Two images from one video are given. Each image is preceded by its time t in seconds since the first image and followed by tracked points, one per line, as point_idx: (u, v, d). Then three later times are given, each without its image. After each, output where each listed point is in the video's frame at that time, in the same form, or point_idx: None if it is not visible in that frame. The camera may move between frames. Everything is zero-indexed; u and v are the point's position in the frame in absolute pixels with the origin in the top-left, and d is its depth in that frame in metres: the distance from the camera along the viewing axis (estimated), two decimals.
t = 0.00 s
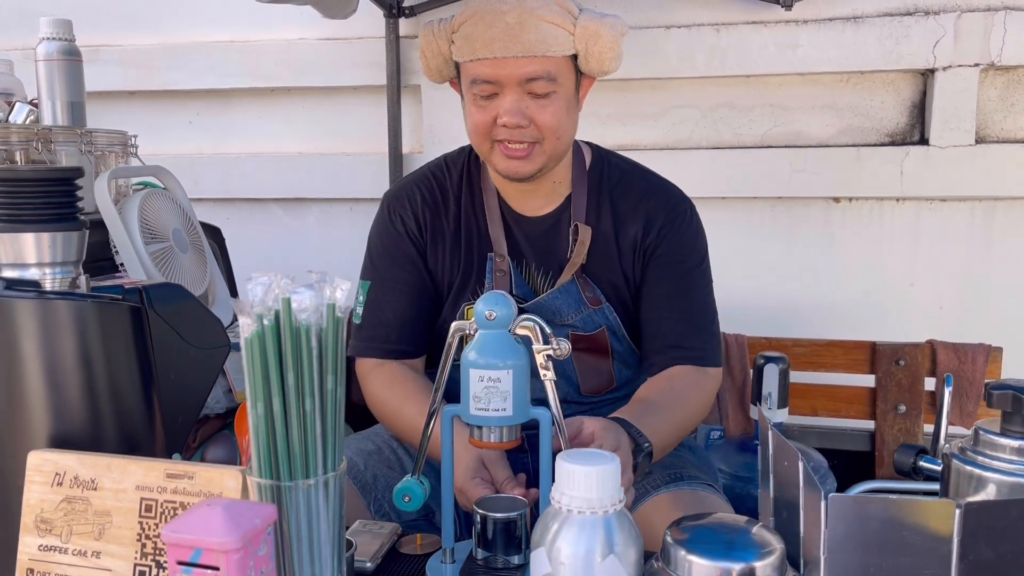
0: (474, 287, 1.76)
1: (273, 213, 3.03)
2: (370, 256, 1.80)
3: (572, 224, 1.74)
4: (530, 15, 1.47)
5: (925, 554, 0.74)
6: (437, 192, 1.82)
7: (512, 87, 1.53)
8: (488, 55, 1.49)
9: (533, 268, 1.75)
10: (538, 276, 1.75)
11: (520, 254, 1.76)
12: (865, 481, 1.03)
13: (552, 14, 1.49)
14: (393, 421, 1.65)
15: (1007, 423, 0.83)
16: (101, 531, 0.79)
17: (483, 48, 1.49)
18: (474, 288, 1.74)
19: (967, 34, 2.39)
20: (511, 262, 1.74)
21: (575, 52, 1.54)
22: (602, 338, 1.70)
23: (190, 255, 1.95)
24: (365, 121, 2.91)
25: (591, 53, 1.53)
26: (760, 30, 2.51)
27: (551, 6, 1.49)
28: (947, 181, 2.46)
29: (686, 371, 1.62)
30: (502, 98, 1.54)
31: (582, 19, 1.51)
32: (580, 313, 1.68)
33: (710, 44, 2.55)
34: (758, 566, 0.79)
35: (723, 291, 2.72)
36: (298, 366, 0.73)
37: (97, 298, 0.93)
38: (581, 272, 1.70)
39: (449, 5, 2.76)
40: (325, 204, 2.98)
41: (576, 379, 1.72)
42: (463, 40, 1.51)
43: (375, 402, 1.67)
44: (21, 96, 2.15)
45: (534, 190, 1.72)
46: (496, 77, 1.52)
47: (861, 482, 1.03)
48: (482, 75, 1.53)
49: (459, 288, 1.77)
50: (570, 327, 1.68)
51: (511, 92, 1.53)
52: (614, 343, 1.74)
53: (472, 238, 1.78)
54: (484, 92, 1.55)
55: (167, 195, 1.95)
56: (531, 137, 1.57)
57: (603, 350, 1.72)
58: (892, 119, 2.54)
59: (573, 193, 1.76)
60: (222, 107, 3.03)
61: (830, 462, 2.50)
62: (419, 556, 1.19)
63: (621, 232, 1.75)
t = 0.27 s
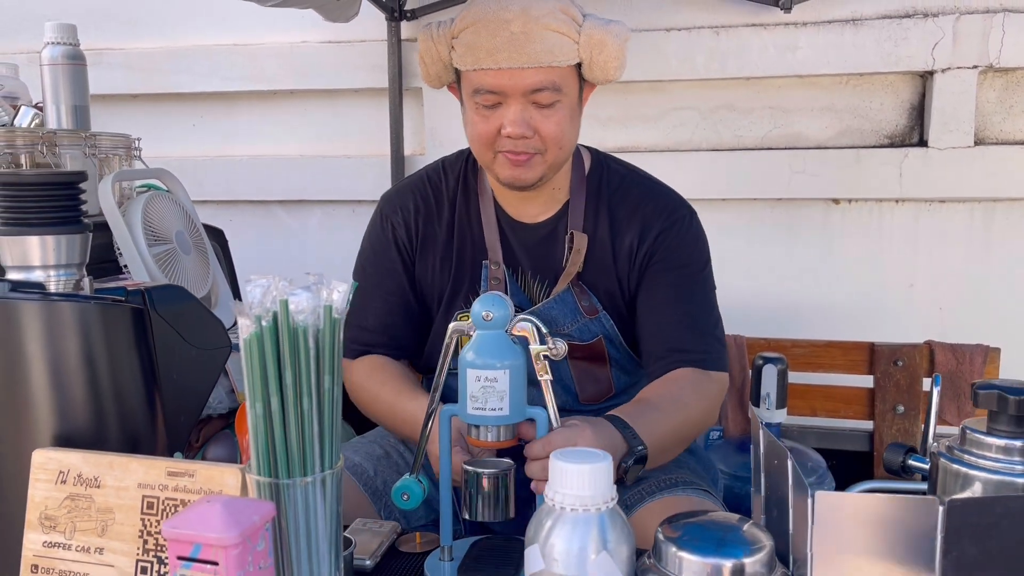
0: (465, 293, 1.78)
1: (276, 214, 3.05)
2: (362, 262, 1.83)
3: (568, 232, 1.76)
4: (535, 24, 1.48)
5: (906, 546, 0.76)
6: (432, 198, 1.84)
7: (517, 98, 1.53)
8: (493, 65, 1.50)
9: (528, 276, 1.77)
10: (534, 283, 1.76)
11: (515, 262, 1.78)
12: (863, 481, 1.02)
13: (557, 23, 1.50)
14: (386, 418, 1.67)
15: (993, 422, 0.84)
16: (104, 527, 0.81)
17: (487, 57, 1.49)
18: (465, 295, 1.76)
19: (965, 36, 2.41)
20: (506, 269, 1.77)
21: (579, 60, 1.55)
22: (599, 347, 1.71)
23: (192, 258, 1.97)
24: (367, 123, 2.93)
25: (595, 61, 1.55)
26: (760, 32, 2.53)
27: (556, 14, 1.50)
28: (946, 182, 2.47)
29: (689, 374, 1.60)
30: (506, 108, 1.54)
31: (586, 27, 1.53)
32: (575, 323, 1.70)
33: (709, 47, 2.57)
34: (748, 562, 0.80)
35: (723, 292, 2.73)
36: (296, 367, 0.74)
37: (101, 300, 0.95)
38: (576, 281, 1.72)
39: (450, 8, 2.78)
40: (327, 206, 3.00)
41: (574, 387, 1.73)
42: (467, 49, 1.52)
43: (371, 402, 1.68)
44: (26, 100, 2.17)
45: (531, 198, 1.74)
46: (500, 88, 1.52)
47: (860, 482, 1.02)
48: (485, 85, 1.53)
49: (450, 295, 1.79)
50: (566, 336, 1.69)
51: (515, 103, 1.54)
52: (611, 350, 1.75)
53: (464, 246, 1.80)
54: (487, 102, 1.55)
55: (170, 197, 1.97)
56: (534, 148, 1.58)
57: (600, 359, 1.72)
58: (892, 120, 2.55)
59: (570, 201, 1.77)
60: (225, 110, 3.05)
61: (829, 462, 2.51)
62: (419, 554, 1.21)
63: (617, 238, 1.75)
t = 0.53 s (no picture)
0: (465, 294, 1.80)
1: (279, 216, 3.07)
2: (365, 262, 1.86)
3: (570, 239, 1.78)
4: (549, 33, 1.48)
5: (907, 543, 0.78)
6: (435, 199, 1.87)
7: (529, 107, 1.55)
8: (507, 75, 1.51)
9: (530, 284, 1.78)
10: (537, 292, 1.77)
11: (517, 267, 1.80)
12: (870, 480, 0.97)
13: (570, 31, 1.50)
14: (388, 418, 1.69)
15: (988, 421, 0.87)
16: (120, 525, 0.83)
17: (501, 66, 1.51)
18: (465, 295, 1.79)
19: (963, 40, 2.43)
20: (507, 273, 1.79)
21: (590, 67, 1.57)
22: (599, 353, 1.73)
23: (199, 259, 1.99)
24: (369, 126, 2.95)
25: (606, 69, 1.57)
26: (759, 36, 2.55)
27: (569, 22, 1.51)
28: (943, 184, 2.50)
29: (687, 380, 1.60)
30: (518, 116, 1.57)
31: (598, 34, 1.54)
32: (576, 328, 1.72)
33: (709, 50, 2.59)
34: (750, 558, 0.83)
35: (723, 294, 2.76)
36: (309, 367, 0.76)
37: (115, 303, 0.96)
38: (577, 287, 1.74)
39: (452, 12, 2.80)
40: (330, 208, 3.02)
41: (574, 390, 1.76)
42: (480, 56, 1.53)
43: (373, 403, 1.70)
44: (32, 104, 2.18)
45: (535, 202, 1.76)
46: (513, 97, 1.54)
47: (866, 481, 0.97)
48: (498, 93, 1.54)
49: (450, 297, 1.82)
50: (566, 343, 1.72)
51: (527, 111, 1.56)
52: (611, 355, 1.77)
53: (465, 248, 1.82)
54: (499, 110, 1.57)
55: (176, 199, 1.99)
56: (544, 156, 1.60)
57: (600, 363, 1.75)
58: (890, 123, 2.57)
59: (574, 206, 1.79)
60: (229, 113, 3.07)
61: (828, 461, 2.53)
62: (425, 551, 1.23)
63: (618, 245, 1.77)
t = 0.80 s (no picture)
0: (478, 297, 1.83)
1: (282, 220, 3.09)
2: (376, 267, 1.86)
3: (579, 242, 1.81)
4: (566, 44, 1.52)
5: (917, 541, 0.80)
6: (446, 203, 1.88)
7: (545, 116, 1.57)
8: (525, 85, 1.54)
9: (539, 285, 1.82)
10: (544, 291, 1.81)
11: (526, 271, 1.83)
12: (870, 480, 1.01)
13: (586, 43, 1.54)
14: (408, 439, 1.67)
15: (993, 422, 0.89)
16: (149, 525, 0.85)
17: (519, 75, 1.53)
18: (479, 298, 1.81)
19: (959, 45, 2.46)
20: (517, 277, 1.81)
21: (605, 77, 1.60)
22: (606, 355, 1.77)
23: (206, 263, 2.00)
24: (372, 129, 2.97)
25: (620, 78, 1.60)
26: (759, 41, 2.58)
27: (585, 34, 1.54)
28: (941, 188, 2.53)
29: (691, 382, 1.61)
30: (535, 125, 1.59)
31: (612, 45, 1.57)
32: (583, 331, 1.75)
33: (709, 55, 2.61)
34: (762, 556, 0.85)
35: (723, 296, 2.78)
36: (337, 371, 0.79)
37: (139, 308, 0.98)
38: (586, 289, 1.76)
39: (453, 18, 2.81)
40: (332, 211, 3.04)
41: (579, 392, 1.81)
42: (497, 66, 1.55)
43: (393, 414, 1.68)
44: (39, 109, 2.20)
45: (546, 206, 1.78)
46: (530, 106, 1.56)
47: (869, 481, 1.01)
48: (516, 102, 1.56)
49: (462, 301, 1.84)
50: (575, 344, 1.75)
51: (544, 120, 1.58)
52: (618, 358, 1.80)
53: (478, 253, 1.84)
54: (516, 119, 1.59)
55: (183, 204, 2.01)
56: (560, 162, 1.62)
57: (606, 366, 1.79)
58: (887, 127, 2.61)
59: (583, 211, 1.81)
60: (231, 116, 3.09)
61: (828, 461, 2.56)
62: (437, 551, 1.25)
63: (625, 248, 1.80)
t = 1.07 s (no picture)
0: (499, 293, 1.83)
1: (281, 221, 3.11)
2: (395, 269, 1.87)
3: (592, 239, 1.85)
4: (587, 47, 1.56)
5: (920, 532, 0.83)
6: (461, 204, 1.91)
7: (568, 116, 1.61)
8: (549, 87, 1.58)
9: (553, 283, 1.84)
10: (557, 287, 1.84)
11: (542, 269, 1.85)
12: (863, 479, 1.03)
13: (606, 44, 1.58)
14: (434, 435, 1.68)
15: (991, 419, 0.93)
16: (176, 522, 0.87)
17: (544, 79, 1.57)
18: (499, 294, 1.82)
19: (952, 49, 2.50)
20: (532, 274, 1.83)
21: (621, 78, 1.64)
22: (619, 350, 1.77)
23: (211, 265, 2.01)
24: (371, 131, 2.99)
25: (635, 79, 1.64)
26: (754, 45, 2.61)
27: (604, 37, 1.58)
28: (933, 189, 2.57)
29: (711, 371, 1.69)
30: (558, 125, 1.63)
31: (628, 46, 1.61)
32: (599, 324, 1.76)
33: (706, 58, 2.65)
34: (770, 549, 0.87)
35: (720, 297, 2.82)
36: (362, 371, 0.82)
37: (160, 310, 1.00)
38: (600, 285, 1.80)
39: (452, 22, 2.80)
40: (332, 213, 3.05)
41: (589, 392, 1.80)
42: (521, 69, 1.59)
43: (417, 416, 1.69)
44: (43, 111, 2.21)
45: (559, 205, 1.82)
46: (553, 107, 1.60)
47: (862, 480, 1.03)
48: (541, 104, 1.60)
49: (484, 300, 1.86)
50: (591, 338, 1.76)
51: (567, 121, 1.62)
52: (629, 356, 1.81)
53: (496, 251, 1.86)
54: (539, 120, 1.63)
55: (188, 206, 2.02)
56: (581, 161, 1.66)
57: (618, 365, 1.79)
58: (881, 130, 2.65)
59: (594, 209, 1.86)
60: (230, 118, 3.10)
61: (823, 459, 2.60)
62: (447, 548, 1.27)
63: (639, 245, 1.85)
